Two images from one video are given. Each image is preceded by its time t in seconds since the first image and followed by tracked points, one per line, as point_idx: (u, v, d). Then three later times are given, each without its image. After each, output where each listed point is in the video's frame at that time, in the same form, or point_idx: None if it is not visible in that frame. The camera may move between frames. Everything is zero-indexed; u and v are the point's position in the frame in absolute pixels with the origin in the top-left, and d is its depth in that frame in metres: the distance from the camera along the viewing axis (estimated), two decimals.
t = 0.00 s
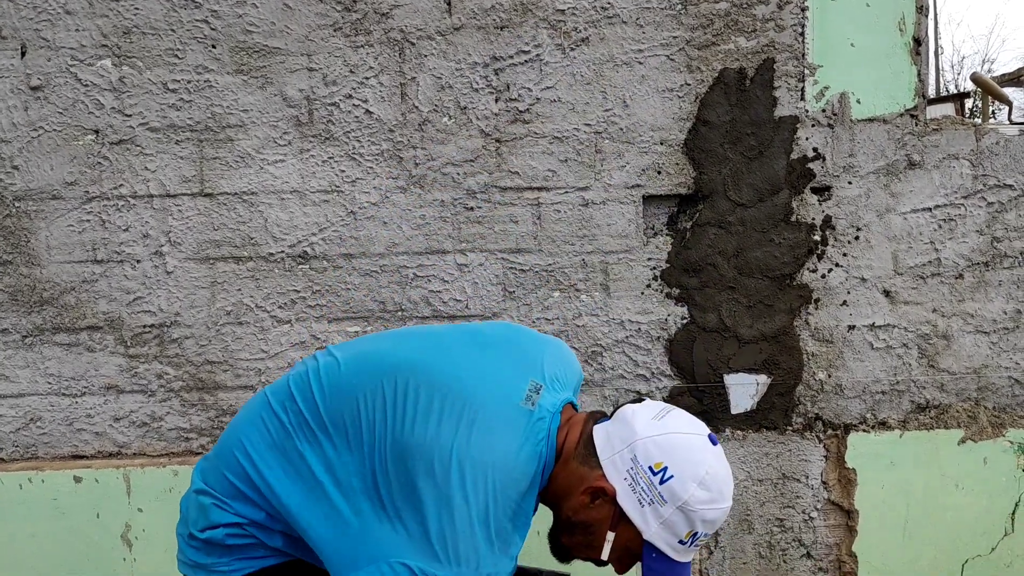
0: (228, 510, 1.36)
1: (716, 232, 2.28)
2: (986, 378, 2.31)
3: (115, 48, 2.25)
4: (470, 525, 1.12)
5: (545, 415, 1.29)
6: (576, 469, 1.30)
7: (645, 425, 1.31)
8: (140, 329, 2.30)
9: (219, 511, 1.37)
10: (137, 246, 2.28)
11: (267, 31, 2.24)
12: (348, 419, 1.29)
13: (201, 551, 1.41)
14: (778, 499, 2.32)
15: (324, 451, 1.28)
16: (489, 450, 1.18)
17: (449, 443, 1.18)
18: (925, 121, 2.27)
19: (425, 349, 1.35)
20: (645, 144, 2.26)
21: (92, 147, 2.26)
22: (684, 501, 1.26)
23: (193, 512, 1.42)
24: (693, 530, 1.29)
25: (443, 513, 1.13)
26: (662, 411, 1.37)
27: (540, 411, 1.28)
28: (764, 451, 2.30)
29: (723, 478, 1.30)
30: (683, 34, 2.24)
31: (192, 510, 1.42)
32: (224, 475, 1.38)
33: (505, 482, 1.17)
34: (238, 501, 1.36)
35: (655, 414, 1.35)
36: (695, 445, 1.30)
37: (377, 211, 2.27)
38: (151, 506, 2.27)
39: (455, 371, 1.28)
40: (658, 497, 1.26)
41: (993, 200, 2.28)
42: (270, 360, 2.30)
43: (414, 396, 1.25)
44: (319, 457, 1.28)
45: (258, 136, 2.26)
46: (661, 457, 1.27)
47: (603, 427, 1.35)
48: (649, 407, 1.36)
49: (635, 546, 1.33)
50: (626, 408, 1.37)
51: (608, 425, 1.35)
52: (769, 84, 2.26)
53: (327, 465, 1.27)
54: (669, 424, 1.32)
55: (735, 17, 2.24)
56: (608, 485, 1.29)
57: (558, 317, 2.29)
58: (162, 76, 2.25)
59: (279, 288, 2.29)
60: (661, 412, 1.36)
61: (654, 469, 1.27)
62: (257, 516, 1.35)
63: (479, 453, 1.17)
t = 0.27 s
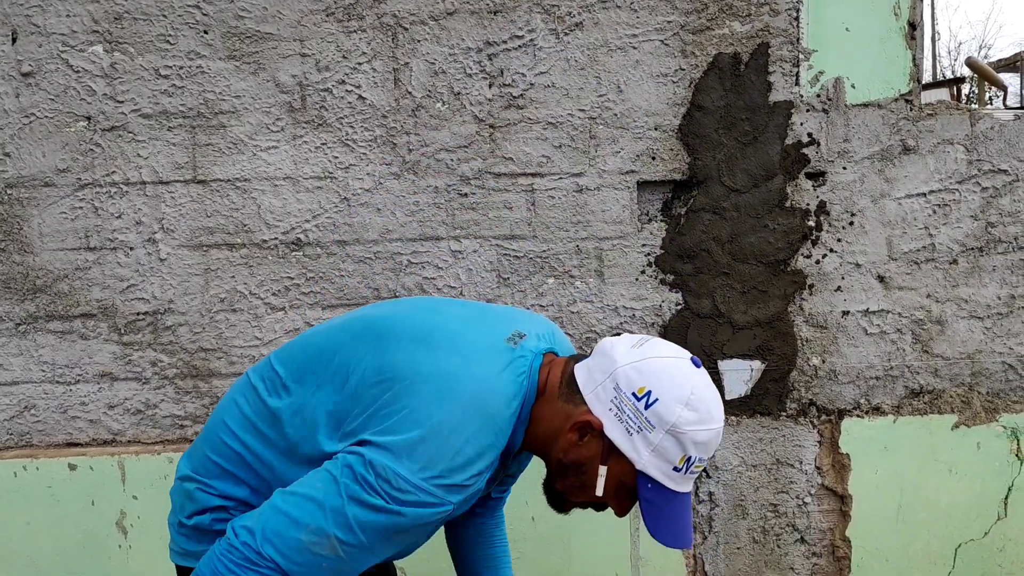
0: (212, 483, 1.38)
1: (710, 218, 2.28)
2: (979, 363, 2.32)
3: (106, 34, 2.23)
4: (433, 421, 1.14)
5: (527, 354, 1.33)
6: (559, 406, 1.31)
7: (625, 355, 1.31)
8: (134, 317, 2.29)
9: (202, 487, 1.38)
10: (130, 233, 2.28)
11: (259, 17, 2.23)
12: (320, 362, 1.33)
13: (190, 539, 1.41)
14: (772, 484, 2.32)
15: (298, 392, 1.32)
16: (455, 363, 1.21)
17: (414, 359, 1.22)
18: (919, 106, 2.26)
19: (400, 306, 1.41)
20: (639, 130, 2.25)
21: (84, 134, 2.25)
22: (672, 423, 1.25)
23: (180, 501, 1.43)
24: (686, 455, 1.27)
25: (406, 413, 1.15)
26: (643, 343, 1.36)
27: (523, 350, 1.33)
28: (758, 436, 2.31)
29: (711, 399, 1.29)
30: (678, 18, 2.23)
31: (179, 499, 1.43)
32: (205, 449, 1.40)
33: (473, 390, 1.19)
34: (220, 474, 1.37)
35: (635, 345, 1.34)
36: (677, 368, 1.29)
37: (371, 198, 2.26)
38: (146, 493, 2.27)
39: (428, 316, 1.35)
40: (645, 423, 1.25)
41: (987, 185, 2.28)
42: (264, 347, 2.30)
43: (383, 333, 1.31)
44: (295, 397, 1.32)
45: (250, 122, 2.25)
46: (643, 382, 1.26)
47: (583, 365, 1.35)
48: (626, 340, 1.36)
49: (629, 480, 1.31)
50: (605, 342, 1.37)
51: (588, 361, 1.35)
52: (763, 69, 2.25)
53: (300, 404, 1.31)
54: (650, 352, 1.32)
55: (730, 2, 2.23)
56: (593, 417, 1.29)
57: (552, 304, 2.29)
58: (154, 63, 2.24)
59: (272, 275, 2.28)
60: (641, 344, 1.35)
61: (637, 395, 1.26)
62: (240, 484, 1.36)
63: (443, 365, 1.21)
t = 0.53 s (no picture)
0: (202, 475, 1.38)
1: (708, 214, 2.28)
2: (976, 357, 2.32)
3: (103, 30, 2.23)
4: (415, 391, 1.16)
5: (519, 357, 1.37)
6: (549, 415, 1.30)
7: (615, 363, 1.30)
8: (132, 313, 2.29)
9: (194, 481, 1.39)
10: (128, 230, 2.28)
11: (256, 13, 2.23)
12: (313, 348, 1.37)
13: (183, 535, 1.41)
14: (770, 478, 2.33)
15: (287, 376, 1.35)
16: (442, 346, 1.25)
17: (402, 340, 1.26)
18: (917, 102, 2.27)
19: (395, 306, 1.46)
20: (637, 126, 2.26)
21: (82, 130, 2.25)
22: (662, 432, 1.23)
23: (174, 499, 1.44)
24: (677, 465, 1.26)
25: (390, 386, 1.18)
26: (633, 350, 1.35)
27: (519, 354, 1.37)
28: (756, 432, 2.32)
29: (703, 408, 1.28)
30: (675, 14, 2.23)
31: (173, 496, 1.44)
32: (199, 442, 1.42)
33: (457, 367, 1.22)
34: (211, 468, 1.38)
35: (626, 352, 1.33)
36: (667, 376, 1.28)
37: (369, 194, 2.27)
38: (146, 489, 2.28)
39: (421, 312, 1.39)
40: (635, 432, 1.23)
41: (984, 180, 2.29)
42: (263, 343, 2.30)
43: (376, 323, 1.35)
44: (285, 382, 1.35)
45: (248, 119, 2.25)
46: (633, 390, 1.25)
47: (574, 372, 1.35)
48: (615, 348, 1.35)
49: (619, 491, 1.29)
50: (595, 349, 1.36)
51: (579, 368, 1.34)
52: (761, 64, 2.25)
53: (290, 387, 1.34)
54: (640, 359, 1.31)
55: None
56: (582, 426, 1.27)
57: (550, 300, 2.29)
58: (152, 59, 2.24)
59: (271, 271, 2.28)
60: (632, 351, 1.34)
61: (627, 402, 1.24)
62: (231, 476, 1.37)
63: (430, 345, 1.24)
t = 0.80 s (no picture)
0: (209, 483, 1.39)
1: (708, 212, 2.28)
2: (976, 355, 2.33)
3: (103, 29, 2.23)
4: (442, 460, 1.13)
5: (532, 387, 1.33)
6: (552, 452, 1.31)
7: (624, 413, 1.30)
8: (133, 312, 2.29)
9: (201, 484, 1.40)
10: (128, 228, 2.28)
11: (256, 11, 2.23)
12: (326, 378, 1.31)
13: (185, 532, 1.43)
14: (770, 477, 2.33)
15: (300, 406, 1.31)
16: (466, 399, 1.21)
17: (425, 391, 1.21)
18: (917, 100, 2.26)
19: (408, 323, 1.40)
20: (637, 124, 2.26)
21: (82, 129, 2.25)
22: (662, 491, 1.25)
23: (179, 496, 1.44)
24: (672, 523, 1.27)
25: (416, 446, 1.15)
26: (644, 400, 1.35)
27: (529, 383, 1.32)
28: (756, 430, 2.32)
29: (704, 469, 1.28)
30: (675, 12, 2.23)
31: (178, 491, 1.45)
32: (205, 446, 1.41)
33: (482, 428, 1.19)
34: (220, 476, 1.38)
35: (637, 402, 1.33)
36: (674, 434, 1.28)
37: (369, 193, 2.27)
38: (147, 488, 2.28)
39: (438, 339, 1.33)
40: (635, 488, 1.25)
41: (984, 178, 2.29)
42: (263, 342, 2.30)
43: (393, 356, 1.29)
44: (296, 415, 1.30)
45: (248, 117, 2.25)
46: (638, 445, 1.26)
47: (582, 412, 1.34)
48: (627, 396, 1.35)
49: (610, 538, 1.33)
50: (606, 394, 1.36)
51: (587, 410, 1.34)
52: (761, 63, 2.25)
53: (302, 420, 1.29)
54: (650, 412, 1.31)
55: None
56: (584, 471, 1.29)
57: (551, 298, 2.29)
58: (152, 57, 2.24)
59: (271, 269, 2.28)
60: (643, 401, 1.34)
61: (631, 458, 1.25)
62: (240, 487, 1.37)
63: (454, 401, 1.20)
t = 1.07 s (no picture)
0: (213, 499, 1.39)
1: (708, 212, 2.28)
2: (976, 355, 2.33)
3: (102, 29, 2.23)
4: (461, 529, 1.15)
5: (537, 422, 1.30)
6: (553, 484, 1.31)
7: (629, 451, 1.29)
8: (132, 312, 2.29)
9: (204, 500, 1.40)
10: (127, 229, 2.27)
11: (255, 11, 2.23)
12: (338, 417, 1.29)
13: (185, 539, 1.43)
14: (770, 477, 2.33)
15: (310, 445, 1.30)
16: (479, 453, 1.20)
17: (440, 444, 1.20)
18: (916, 99, 2.26)
19: (417, 349, 1.37)
20: (637, 124, 2.25)
21: (81, 130, 2.25)
22: (663, 532, 1.25)
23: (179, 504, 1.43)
24: (672, 560, 1.28)
25: (432, 508, 1.16)
26: (651, 434, 1.33)
27: (534, 418, 1.31)
28: (756, 430, 2.32)
29: (707, 510, 1.28)
30: (675, 12, 2.23)
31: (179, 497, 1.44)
32: (209, 462, 1.39)
33: (497, 488, 1.19)
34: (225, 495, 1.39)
35: (643, 437, 1.31)
36: (679, 474, 1.27)
37: (368, 192, 2.26)
38: (146, 489, 2.27)
39: (449, 376, 1.30)
40: (635, 527, 1.25)
41: (984, 178, 2.29)
42: (262, 342, 2.30)
43: (402, 397, 1.27)
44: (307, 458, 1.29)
45: (247, 117, 2.25)
46: (641, 486, 1.25)
47: (586, 445, 1.33)
48: (633, 429, 1.33)
49: (611, 569, 1.33)
50: (612, 427, 1.34)
51: (591, 443, 1.33)
52: (760, 62, 2.25)
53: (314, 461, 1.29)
54: (655, 450, 1.29)
55: None
56: (585, 506, 1.29)
57: (551, 298, 2.29)
58: (151, 57, 2.23)
59: (271, 269, 2.28)
60: (649, 436, 1.32)
61: (633, 498, 1.25)
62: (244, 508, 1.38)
63: (470, 457, 1.19)
